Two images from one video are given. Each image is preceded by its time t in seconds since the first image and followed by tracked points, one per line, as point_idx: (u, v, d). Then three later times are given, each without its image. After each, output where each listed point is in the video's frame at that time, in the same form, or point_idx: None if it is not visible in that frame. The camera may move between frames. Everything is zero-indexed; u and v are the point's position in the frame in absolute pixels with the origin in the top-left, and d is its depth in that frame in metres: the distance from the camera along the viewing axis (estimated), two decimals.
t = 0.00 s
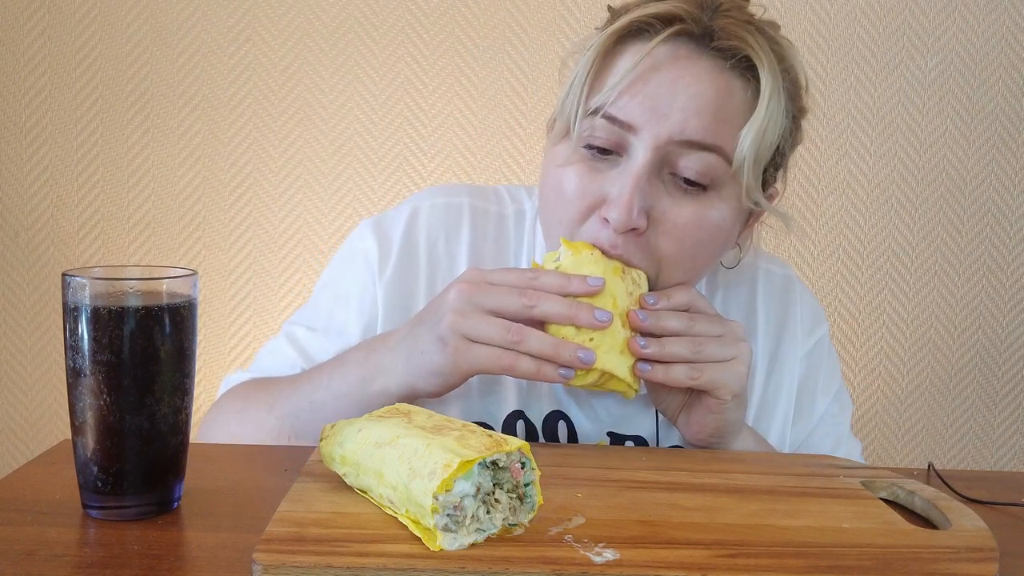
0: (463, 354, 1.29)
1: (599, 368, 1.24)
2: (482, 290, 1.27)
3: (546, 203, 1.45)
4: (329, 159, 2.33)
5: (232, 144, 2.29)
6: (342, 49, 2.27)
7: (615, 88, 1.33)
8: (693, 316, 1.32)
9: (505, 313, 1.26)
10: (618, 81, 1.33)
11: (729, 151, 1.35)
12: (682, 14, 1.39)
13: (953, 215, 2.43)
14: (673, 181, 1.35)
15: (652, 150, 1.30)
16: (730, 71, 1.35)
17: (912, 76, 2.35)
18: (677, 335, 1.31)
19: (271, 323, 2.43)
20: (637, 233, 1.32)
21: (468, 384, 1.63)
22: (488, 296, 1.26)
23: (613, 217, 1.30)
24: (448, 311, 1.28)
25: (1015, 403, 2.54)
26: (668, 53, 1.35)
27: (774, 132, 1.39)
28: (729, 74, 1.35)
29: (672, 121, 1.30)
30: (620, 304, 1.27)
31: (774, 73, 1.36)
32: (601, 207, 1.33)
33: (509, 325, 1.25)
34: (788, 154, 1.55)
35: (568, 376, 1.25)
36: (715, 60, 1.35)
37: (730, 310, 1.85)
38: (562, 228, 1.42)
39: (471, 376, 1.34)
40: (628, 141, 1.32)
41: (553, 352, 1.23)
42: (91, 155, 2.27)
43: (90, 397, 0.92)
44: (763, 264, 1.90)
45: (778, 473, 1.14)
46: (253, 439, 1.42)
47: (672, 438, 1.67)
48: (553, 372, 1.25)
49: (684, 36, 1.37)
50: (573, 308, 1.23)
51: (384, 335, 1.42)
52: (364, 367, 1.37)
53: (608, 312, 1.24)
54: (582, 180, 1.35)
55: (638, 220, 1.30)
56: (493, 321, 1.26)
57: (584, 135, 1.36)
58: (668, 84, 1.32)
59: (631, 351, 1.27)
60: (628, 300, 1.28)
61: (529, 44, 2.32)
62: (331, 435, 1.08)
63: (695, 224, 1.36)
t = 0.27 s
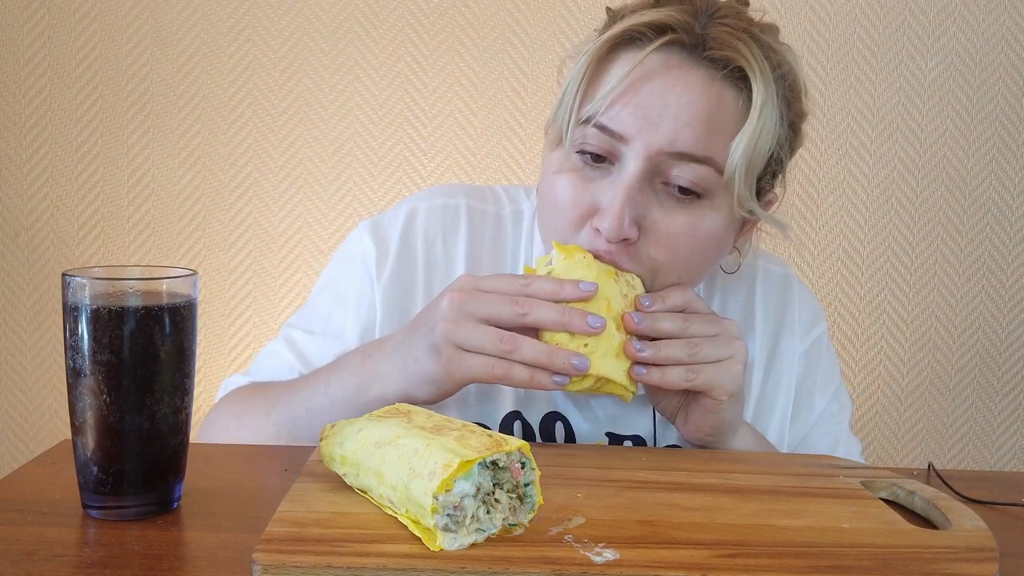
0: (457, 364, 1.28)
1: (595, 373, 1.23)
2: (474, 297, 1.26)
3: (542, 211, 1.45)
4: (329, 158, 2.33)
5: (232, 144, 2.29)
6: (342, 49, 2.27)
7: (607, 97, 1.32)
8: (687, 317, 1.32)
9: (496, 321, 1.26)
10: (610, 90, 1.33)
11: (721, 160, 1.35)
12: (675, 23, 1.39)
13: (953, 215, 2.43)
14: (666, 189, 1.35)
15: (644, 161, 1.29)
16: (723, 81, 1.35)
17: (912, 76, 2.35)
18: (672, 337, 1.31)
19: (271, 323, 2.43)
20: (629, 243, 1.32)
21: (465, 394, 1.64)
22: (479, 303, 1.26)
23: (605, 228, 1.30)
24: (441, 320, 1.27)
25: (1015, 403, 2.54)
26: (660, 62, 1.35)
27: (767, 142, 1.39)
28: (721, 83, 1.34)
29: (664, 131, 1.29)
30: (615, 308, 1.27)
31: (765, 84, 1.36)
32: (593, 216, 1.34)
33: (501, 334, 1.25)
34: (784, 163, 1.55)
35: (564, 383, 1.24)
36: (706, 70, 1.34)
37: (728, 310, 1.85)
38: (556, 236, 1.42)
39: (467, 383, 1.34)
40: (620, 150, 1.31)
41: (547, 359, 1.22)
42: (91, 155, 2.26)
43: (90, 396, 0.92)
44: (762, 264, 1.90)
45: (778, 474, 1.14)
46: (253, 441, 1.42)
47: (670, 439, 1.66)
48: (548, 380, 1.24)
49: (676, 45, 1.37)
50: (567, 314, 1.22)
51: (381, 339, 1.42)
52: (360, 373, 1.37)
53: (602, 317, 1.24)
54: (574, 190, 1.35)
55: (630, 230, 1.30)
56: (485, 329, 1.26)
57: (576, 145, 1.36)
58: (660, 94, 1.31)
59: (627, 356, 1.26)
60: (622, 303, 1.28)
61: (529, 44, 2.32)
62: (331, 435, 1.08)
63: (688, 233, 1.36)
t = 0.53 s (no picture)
0: (458, 369, 1.29)
1: (594, 376, 1.24)
2: (474, 302, 1.26)
3: (543, 215, 1.46)
4: (329, 158, 2.33)
5: (232, 144, 2.29)
6: (342, 49, 2.27)
7: (608, 104, 1.32)
8: (687, 315, 1.32)
9: (496, 325, 1.26)
10: (611, 96, 1.32)
11: (722, 166, 1.34)
12: (676, 27, 1.38)
13: (953, 215, 2.43)
14: (667, 194, 1.35)
15: (645, 167, 1.29)
16: (724, 86, 1.34)
17: (912, 76, 2.35)
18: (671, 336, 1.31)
19: (271, 323, 2.43)
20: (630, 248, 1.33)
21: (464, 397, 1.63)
22: (480, 307, 1.26)
23: (607, 233, 1.30)
24: (441, 325, 1.27)
25: (1015, 403, 2.54)
26: (661, 68, 1.34)
27: (769, 146, 1.38)
28: (722, 89, 1.34)
29: (665, 138, 1.29)
30: (614, 310, 1.28)
31: (766, 89, 1.35)
32: (595, 222, 1.34)
33: (501, 338, 1.26)
34: (784, 166, 1.55)
35: (564, 386, 1.25)
36: (707, 76, 1.34)
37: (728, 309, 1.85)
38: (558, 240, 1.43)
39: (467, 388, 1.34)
40: (621, 157, 1.31)
41: (547, 364, 1.23)
42: (91, 155, 2.26)
43: (90, 396, 0.92)
44: (762, 263, 1.90)
45: (778, 474, 1.14)
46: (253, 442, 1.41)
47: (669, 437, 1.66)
48: (548, 384, 1.25)
49: (677, 50, 1.36)
50: (567, 317, 1.23)
51: (382, 341, 1.41)
52: (362, 375, 1.37)
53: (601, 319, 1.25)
54: (576, 195, 1.35)
55: (631, 235, 1.30)
56: (485, 333, 1.27)
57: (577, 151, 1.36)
58: (661, 99, 1.31)
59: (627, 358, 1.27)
60: (620, 304, 1.29)
61: (529, 44, 2.32)
62: (331, 435, 1.08)
63: (690, 237, 1.36)
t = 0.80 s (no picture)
0: (458, 376, 1.29)
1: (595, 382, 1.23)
2: (474, 308, 1.26)
3: (548, 211, 1.46)
4: (329, 158, 2.33)
5: (232, 144, 2.29)
6: (342, 49, 2.27)
7: (613, 100, 1.32)
8: (688, 316, 1.31)
9: (495, 331, 1.25)
10: (616, 93, 1.32)
11: (728, 161, 1.34)
12: (680, 23, 1.37)
13: (953, 215, 2.43)
14: (673, 189, 1.35)
15: (651, 162, 1.30)
16: (729, 82, 1.33)
17: (912, 76, 2.35)
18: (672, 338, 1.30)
19: (271, 323, 2.43)
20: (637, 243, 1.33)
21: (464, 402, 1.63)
22: (479, 313, 1.25)
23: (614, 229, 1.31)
24: (441, 331, 1.27)
25: (1015, 403, 2.53)
26: (665, 64, 1.34)
27: (773, 141, 1.38)
28: (727, 84, 1.33)
29: (670, 133, 1.29)
30: (615, 314, 1.27)
31: (770, 84, 1.35)
32: (601, 218, 1.34)
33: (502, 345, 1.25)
34: (787, 158, 1.55)
35: (565, 393, 1.25)
36: (712, 71, 1.33)
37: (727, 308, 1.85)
38: (563, 236, 1.43)
39: (468, 394, 1.34)
40: (627, 152, 1.31)
41: (547, 371, 1.22)
42: (91, 155, 2.26)
43: (90, 397, 0.92)
44: (761, 263, 1.90)
45: (778, 474, 1.14)
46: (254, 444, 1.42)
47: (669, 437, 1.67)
48: (548, 391, 1.25)
49: (681, 46, 1.35)
50: (566, 323, 1.22)
51: (383, 344, 1.41)
52: (364, 379, 1.36)
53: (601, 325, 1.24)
54: (582, 191, 1.36)
55: (638, 231, 1.31)
56: (485, 339, 1.26)
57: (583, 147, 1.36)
58: (666, 95, 1.31)
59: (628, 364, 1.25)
60: (621, 308, 1.28)
61: (529, 44, 2.32)
62: (331, 435, 1.08)
63: (696, 232, 1.37)
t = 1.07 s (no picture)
0: (454, 391, 1.28)
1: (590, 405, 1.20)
2: (471, 324, 1.23)
3: (557, 206, 1.44)
4: (329, 158, 2.33)
5: (232, 144, 2.29)
6: (342, 49, 2.27)
7: (626, 87, 1.32)
8: (689, 327, 1.27)
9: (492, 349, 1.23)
10: (628, 79, 1.32)
11: (740, 141, 1.36)
12: (686, 10, 1.38)
13: (953, 215, 2.42)
14: (686, 173, 1.36)
15: (667, 146, 1.30)
16: (739, 64, 1.35)
17: (912, 76, 2.35)
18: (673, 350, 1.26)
19: (271, 323, 2.44)
20: (654, 229, 1.33)
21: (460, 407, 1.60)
22: (477, 330, 1.23)
23: (633, 215, 1.30)
24: (436, 346, 1.25)
25: (1015, 403, 2.53)
26: (676, 50, 1.34)
27: (779, 121, 1.40)
28: (738, 66, 1.35)
29: (686, 116, 1.30)
30: (613, 334, 1.21)
31: (778, 65, 1.37)
32: (617, 206, 1.34)
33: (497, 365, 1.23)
34: (788, 142, 1.57)
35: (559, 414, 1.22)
36: (723, 54, 1.34)
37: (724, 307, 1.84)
38: (575, 230, 1.41)
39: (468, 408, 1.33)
40: (642, 138, 1.32)
41: (542, 394, 1.20)
42: (92, 155, 2.26)
43: (90, 397, 0.92)
44: (758, 261, 1.89)
45: (778, 473, 1.14)
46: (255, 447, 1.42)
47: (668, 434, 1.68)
48: (545, 412, 1.23)
49: (690, 31, 1.36)
50: (562, 345, 1.18)
51: (384, 350, 1.40)
52: (366, 386, 1.36)
53: (597, 348, 1.19)
54: (596, 181, 1.35)
55: (657, 216, 1.31)
56: (481, 357, 1.24)
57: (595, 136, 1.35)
58: (679, 79, 1.32)
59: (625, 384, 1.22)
60: (619, 327, 1.22)
61: (529, 44, 2.32)
62: (331, 435, 1.08)
63: (711, 216, 1.37)
